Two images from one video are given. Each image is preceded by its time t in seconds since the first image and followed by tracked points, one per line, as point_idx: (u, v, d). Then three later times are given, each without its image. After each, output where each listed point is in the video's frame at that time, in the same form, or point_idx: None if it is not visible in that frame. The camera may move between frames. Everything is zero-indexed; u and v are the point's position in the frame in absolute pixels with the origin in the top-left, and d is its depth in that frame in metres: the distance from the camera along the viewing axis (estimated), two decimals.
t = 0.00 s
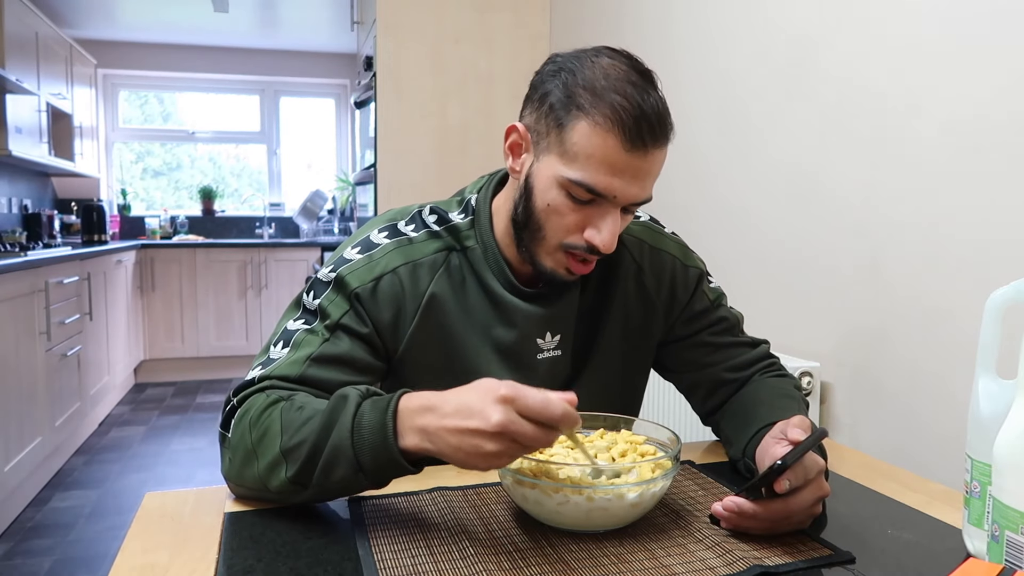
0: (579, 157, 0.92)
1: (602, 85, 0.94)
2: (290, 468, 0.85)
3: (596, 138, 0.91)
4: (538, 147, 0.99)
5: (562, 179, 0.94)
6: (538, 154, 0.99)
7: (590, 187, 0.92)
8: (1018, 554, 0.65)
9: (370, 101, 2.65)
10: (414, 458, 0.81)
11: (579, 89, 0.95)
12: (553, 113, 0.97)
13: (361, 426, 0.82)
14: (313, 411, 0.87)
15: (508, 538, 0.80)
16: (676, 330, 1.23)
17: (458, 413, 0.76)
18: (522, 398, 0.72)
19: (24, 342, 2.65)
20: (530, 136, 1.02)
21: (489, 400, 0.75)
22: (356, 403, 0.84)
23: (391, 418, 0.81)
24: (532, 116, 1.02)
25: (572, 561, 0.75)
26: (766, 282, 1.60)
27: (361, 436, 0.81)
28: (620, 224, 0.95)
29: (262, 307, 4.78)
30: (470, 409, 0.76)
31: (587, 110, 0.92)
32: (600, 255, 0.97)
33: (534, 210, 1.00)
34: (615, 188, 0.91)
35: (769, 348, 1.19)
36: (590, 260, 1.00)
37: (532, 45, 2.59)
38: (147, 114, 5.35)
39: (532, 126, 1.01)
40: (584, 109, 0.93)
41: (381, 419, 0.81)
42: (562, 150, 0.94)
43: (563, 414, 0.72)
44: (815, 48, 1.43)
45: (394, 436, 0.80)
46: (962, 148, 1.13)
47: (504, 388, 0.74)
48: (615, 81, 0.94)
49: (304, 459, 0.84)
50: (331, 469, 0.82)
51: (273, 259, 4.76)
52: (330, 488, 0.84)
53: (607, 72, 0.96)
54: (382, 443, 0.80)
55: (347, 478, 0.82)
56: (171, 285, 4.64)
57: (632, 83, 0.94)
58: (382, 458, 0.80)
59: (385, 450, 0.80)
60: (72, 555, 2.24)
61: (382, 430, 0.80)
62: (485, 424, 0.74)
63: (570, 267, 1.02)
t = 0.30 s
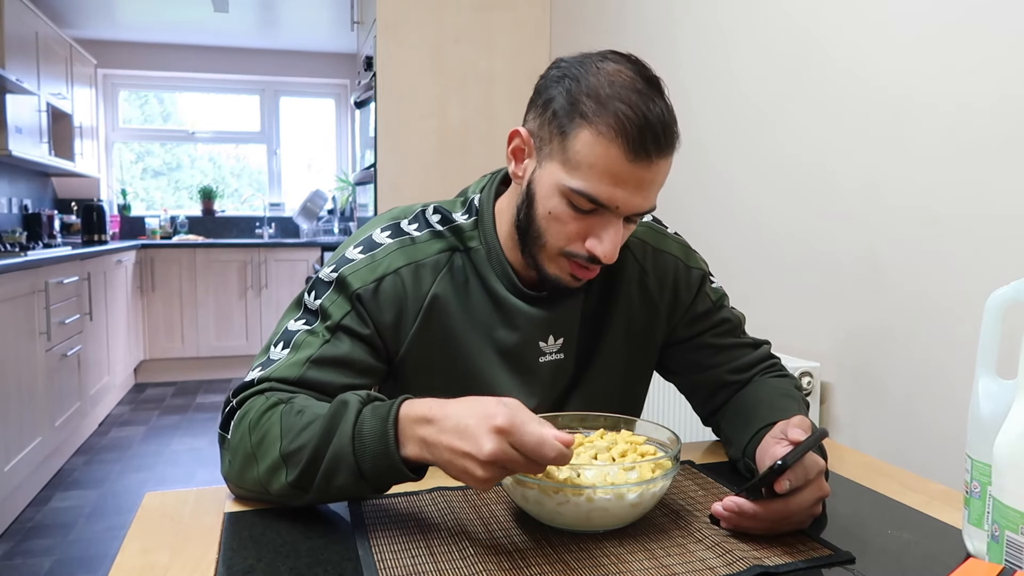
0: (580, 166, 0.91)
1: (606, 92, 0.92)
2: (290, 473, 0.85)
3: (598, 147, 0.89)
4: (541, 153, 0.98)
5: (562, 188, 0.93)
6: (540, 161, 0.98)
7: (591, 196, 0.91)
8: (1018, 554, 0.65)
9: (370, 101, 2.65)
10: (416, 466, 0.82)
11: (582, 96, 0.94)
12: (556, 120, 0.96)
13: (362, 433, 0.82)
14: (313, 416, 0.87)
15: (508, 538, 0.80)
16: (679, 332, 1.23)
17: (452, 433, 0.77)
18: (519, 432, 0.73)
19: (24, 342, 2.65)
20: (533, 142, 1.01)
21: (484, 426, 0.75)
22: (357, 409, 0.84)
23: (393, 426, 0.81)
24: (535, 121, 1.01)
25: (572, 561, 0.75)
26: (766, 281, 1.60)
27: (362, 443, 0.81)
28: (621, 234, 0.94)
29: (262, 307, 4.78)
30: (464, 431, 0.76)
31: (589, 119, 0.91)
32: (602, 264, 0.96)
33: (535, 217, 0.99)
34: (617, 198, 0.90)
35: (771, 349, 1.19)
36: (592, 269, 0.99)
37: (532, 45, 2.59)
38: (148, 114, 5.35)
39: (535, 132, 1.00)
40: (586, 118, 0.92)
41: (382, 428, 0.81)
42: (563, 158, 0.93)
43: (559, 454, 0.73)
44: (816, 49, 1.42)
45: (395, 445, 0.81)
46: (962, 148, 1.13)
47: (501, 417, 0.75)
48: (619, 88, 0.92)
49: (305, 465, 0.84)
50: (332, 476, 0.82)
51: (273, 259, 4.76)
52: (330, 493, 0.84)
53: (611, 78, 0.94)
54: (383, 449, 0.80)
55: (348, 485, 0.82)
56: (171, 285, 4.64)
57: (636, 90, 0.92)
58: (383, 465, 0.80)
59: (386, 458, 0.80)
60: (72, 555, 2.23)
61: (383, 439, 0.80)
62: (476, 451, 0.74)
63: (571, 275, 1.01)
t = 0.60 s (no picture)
0: (588, 189, 0.89)
1: (616, 113, 0.90)
2: (290, 474, 0.85)
3: (605, 172, 0.88)
4: (547, 171, 0.97)
5: (568, 210, 0.92)
6: (546, 178, 0.97)
7: (597, 220, 0.89)
8: (1018, 554, 0.65)
9: (370, 101, 2.65)
10: (416, 462, 0.82)
11: (591, 115, 0.91)
12: (563, 139, 0.93)
13: (362, 433, 0.82)
14: (310, 417, 0.87)
15: (509, 538, 0.80)
16: (685, 335, 1.23)
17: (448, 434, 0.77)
18: (508, 428, 0.73)
19: (24, 342, 2.64)
20: (540, 158, 0.99)
21: (475, 425, 0.75)
22: (356, 408, 0.84)
23: (391, 424, 0.81)
24: (543, 136, 0.99)
25: (572, 561, 0.75)
26: (765, 281, 1.60)
27: (361, 444, 0.81)
28: (627, 256, 0.93)
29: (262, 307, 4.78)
30: (457, 431, 0.76)
31: (597, 141, 0.89)
32: (607, 286, 0.95)
33: (541, 235, 0.98)
34: (624, 223, 0.89)
35: (775, 351, 1.19)
36: (597, 289, 0.98)
37: (532, 46, 2.59)
38: (148, 114, 5.35)
39: (542, 148, 0.98)
40: (595, 140, 0.89)
41: (382, 426, 0.81)
42: (570, 179, 0.92)
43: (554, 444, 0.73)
44: (816, 49, 1.42)
45: (395, 445, 0.81)
46: (962, 147, 1.13)
47: (490, 416, 0.74)
48: (630, 109, 0.90)
49: (305, 465, 0.84)
50: (332, 477, 0.83)
51: (273, 259, 4.76)
52: (331, 494, 0.84)
53: (621, 97, 0.92)
54: (383, 449, 0.80)
55: (348, 484, 0.82)
56: (171, 285, 4.64)
57: (647, 112, 0.90)
58: (383, 465, 0.81)
59: (387, 457, 0.80)
60: (72, 555, 2.23)
61: (383, 439, 0.81)
62: (469, 450, 0.75)
63: (577, 293, 1.01)
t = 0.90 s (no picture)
0: (586, 209, 0.88)
1: (616, 133, 0.87)
2: (293, 476, 0.85)
3: (603, 193, 0.86)
4: (545, 187, 0.95)
5: (566, 229, 0.91)
6: (545, 194, 0.95)
7: (594, 241, 0.88)
8: (1018, 554, 0.65)
9: (370, 101, 2.65)
10: (418, 465, 0.82)
11: (590, 134, 0.89)
12: (561, 157, 0.92)
13: (365, 435, 0.82)
14: (312, 418, 0.87)
15: (509, 538, 0.80)
16: (688, 337, 1.23)
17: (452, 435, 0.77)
18: (515, 434, 0.73)
19: (24, 342, 2.65)
20: (538, 172, 0.98)
21: (482, 429, 0.75)
22: (358, 411, 0.84)
23: (395, 425, 0.81)
24: (542, 151, 0.97)
25: (572, 561, 0.75)
26: (765, 281, 1.60)
27: (366, 446, 0.82)
28: (626, 275, 0.92)
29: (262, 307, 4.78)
30: (462, 432, 0.76)
31: (596, 162, 0.87)
32: (605, 302, 0.94)
33: (539, 250, 0.97)
34: (623, 244, 0.87)
35: (777, 353, 1.19)
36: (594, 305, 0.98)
37: (532, 45, 2.58)
38: (147, 114, 5.35)
39: (540, 162, 0.97)
40: (594, 161, 0.87)
41: (387, 428, 0.81)
42: (568, 198, 0.90)
43: (560, 453, 0.73)
44: (816, 48, 1.42)
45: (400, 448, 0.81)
46: (962, 147, 1.13)
47: (499, 419, 0.75)
48: (630, 129, 0.87)
49: (308, 467, 0.84)
50: (335, 480, 0.83)
51: (273, 259, 4.76)
52: (335, 495, 0.84)
53: (622, 115, 0.89)
54: (387, 450, 0.81)
55: (353, 485, 0.82)
56: (170, 285, 4.64)
57: (648, 131, 0.87)
58: (387, 467, 0.81)
59: (391, 458, 0.80)
60: (72, 555, 2.23)
61: (387, 442, 0.81)
62: (473, 452, 0.75)
63: (576, 308, 1.00)
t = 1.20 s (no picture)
0: (579, 240, 0.86)
1: (607, 162, 0.85)
2: (290, 478, 0.85)
3: (596, 226, 0.84)
4: (539, 214, 0.93)
5: (560, 259, 0.89)
6: (539, 221, 0.93)
7: (589, 272, 0.86)
8: (1018, 554, 0.65)
9: (370, 101, 2.65)
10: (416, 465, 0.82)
11: (580, 163, 0.87)
12: (552, 186, 0.89)
13: (362, 438, 0.82)
14: (308, 419, 0.87)
15: (509, 538, 0.80)
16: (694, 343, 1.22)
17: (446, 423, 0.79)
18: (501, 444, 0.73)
19: (24, 342, 2.65)
20: (531, 199, 0.96)
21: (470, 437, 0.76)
22: (353, 411, 0.85)
23: (390, 428, 0.81)
24: (535, 177, 0.95)
25: (572, 561, 0.75)
26: (765, 280, 1.60)
27: (361, 448, 0.82)
28: (623, 301, 0.90)
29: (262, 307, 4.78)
30: (451, 442, 0.76)
31: (587, 193, 0.85)
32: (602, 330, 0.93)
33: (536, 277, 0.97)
34: (619, 275, 0.86)
35: (781, 355, 1.20)
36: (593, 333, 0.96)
37: (532, 45, 2.58)
38: (147, 114, 5.35)
39: (533, 188, 0.95)
40: (585, 191, 0.85)
41: (380, 433, 0.81)
42: (561, 228, 0.88)
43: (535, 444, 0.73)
44: (817, 48, 1.42)
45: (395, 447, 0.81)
46: (962, 147, 1.13)
47: (483, 429, 0.74)
48: (622, 154, 0.84)
49: (306, 468, 0.84)
50: (333, 483, 0.83)
51: (273, 259, 4.76)
52: (333, 497, 0.85)
53: (614, 141, 0.86)
54: (384, 449, 0.81)
55: (350, 488, 0.83)
56: (170, 285, 4.64)
57: (641, 160, 0.84)
58: (384, 468, 0.81)
59: (387, 459, 0.81)
60: (72, 555, 2.23)
61: (385, 443, 0.81)
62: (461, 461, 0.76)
63: (575, 334, 0.99)
